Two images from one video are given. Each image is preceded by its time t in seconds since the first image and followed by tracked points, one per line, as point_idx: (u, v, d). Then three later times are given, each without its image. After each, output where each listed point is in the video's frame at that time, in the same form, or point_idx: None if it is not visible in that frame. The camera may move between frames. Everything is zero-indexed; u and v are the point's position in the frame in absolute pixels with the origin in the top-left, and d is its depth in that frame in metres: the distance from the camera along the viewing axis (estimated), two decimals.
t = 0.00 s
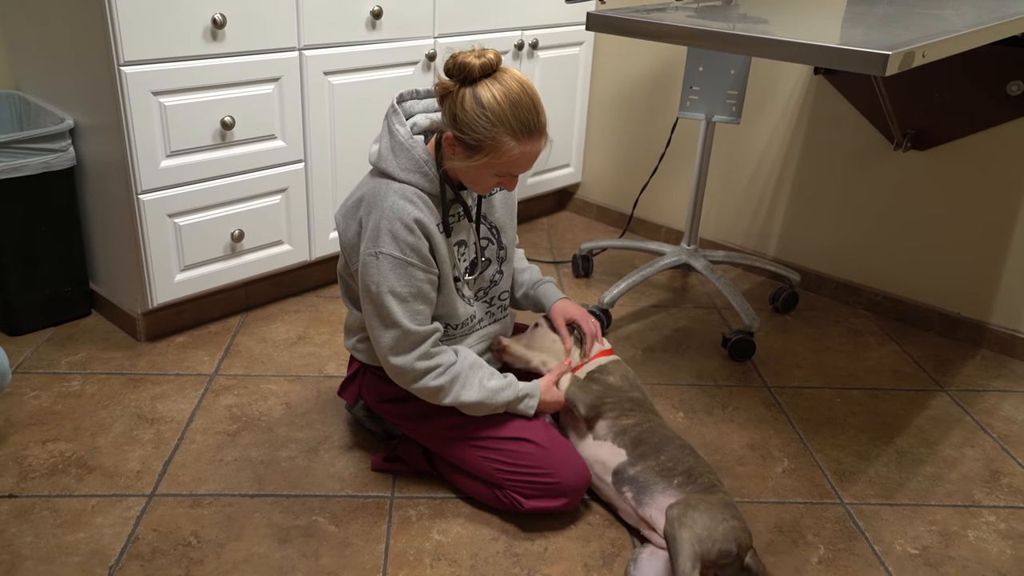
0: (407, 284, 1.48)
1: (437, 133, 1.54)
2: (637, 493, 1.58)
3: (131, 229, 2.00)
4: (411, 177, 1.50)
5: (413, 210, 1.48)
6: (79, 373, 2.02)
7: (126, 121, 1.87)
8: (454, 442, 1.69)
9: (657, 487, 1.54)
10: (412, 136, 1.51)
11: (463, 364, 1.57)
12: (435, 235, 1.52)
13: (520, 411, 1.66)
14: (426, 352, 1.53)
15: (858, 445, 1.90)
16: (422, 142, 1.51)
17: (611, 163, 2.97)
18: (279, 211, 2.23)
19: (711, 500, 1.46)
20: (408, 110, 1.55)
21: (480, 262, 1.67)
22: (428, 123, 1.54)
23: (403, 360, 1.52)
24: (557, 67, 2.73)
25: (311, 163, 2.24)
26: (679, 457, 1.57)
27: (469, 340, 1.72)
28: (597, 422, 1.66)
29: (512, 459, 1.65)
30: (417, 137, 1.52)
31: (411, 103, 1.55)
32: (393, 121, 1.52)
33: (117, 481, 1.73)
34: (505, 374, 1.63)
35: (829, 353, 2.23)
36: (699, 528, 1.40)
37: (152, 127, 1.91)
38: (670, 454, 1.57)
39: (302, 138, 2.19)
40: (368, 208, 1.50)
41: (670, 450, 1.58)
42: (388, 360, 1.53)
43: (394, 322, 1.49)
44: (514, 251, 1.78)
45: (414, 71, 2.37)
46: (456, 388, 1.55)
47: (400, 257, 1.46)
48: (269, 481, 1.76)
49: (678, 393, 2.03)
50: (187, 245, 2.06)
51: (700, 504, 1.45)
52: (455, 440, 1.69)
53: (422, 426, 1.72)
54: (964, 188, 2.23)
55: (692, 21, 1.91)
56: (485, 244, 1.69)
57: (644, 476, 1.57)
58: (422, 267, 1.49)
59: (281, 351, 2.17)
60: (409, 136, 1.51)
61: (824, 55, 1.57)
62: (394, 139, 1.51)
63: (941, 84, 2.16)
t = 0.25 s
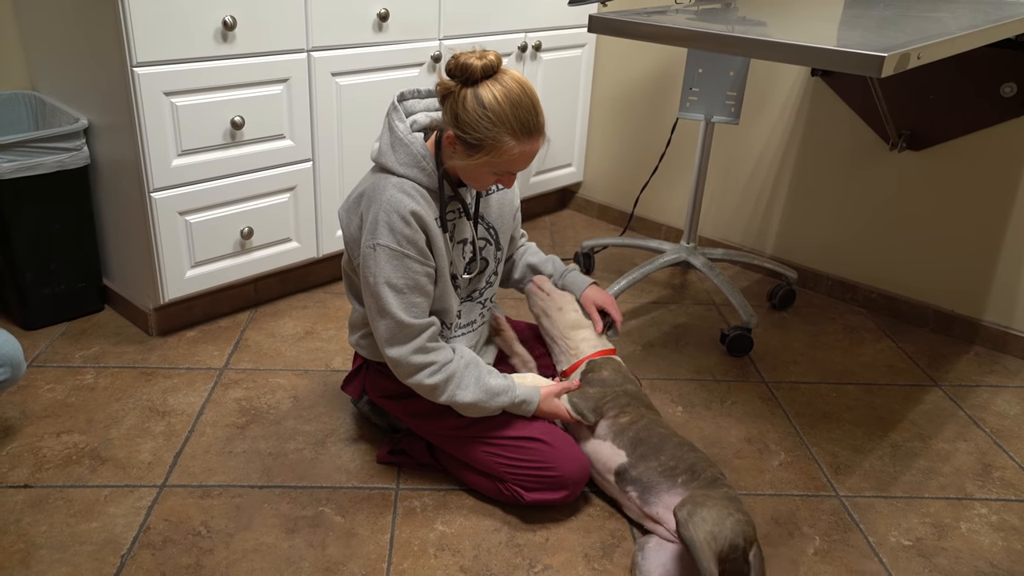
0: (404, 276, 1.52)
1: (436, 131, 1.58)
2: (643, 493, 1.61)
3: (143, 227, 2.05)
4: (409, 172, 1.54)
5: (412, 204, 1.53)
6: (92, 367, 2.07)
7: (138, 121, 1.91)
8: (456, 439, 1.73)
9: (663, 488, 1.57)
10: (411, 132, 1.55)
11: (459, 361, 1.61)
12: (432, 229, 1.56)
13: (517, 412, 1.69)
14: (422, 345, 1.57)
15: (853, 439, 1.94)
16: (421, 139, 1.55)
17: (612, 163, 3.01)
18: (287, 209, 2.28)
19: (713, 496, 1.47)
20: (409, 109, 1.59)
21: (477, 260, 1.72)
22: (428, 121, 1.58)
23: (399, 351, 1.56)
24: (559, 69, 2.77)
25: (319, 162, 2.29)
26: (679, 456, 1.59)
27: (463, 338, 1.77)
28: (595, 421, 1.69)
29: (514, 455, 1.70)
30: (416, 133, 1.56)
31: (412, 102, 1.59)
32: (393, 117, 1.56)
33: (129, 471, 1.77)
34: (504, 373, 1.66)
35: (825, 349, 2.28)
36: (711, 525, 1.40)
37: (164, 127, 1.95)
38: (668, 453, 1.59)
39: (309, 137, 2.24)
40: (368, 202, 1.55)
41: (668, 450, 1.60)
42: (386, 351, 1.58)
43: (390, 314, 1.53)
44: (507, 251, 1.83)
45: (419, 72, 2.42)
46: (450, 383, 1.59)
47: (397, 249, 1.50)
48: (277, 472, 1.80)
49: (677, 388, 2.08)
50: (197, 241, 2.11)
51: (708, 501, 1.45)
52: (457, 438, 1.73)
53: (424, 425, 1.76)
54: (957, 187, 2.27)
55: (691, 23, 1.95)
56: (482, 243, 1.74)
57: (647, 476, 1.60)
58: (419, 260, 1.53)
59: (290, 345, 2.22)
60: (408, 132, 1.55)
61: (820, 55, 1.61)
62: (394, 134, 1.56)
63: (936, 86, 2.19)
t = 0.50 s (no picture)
0: (406, 270, 1.55)
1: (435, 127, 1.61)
2: (629, 485, 1.63)
3: (150, 224, 2.07)
4: (409, 167, 1.56)
5: (412, 200, 1.55)
6: (100, 362, 2.10)
7: (145, 119, 1.94)
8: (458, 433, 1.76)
9: (649, 480, 1.59)
10: (410, 128, 1.58)
11: (462, 356, 1.63)
12: (433, 223, 1.58)
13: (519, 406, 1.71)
14: (425, 340, 1.60)
15: (851, 435, 1.97)
16: (420, 135, 1.57)
17: (613, 161, 3.04)
18: (292, 206, 2.30)
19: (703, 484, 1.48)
20: (407, 106, 1.61)
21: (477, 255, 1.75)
22: (426, 117, 1.62)
23: (403, 345, 1.59)
24: (561, 68, 2.80)
25: (323, 160, 2.32)
26: (663, 447, 1.61)
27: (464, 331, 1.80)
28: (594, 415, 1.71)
29: (515, 449, 1.72)
30: (415, 129, 1.58)
31: (410, 99, 1.61)
32: (391, 114, 1.58)
33: (135, 465, 1.80)
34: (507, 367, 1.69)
35: (823, 345, 2.30)
36: (710, 515, 1.41)
37: (170, 124, 1.98)
38: (653, 445, 1.61)
39: (314, 136, 2.27)
40: (369, 198, 1.57)
41: (652, 441, 1.62)
42: (390, 346, 1.60)
43: (393, 309, 1.56)
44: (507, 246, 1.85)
45: (422, 71, 2.44)
46: (453, 377, 1.62)
47: (399, 244, 1.53)
48: (281, 466, 1.83)
49: (676, 383, 2.10)
50: (203, 238, 2.14)
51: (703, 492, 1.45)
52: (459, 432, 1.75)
53: (427, 419, 1.78)
54: (954, 185, 2.29)
55: (692, 22, 1.97)
56: (481, 238, 1.76)
57: (633, 468, 1.62)
58: (421, 254, 1.56)
59: (294, 341, 2.25)
60: (407, 128, 1.57)
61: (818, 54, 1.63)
62: (393, 131, 1.58)
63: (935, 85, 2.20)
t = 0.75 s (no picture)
0: (410, 267, 1.59)
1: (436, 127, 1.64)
2: (630, 477, 1.67)
3: (160, 222, 2.12)
4: (412, 166, 1.61)
5: (416, 198, 1.59)
6: (111, 356, 2.15)
7: (154, 119, 1.98)
8: (462, 425, 1.80)
9: (650, 473, 1.64)
10: (412, 127, 1.62)
11: (466, 352, 1.68)
12: (436, 221, 1.62)
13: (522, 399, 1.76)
14: (431, 336, 1.64)
15: (845, 428, 2.01)
16: (422, 134, 1.61)
17: (613, 159, 3.08)
18: (298, 204, 2.35)
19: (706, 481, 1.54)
20: (409, 106, 1.65)
21: (479, 251, 1.79)
22: (428, 117, 1.65)
23: (409, 341, 1.63)
24: (562, 68, 2.84)
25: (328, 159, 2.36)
26: (666, 443, 1.65)
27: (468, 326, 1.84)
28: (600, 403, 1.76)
29: (517, 441, 1.76)
30: (417, 129, 1.63)
31: (412, 99, 1.65)
32: (394, 114, 1.63)
33: (146, 456, 1.85)
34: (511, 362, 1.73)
35: (818, 341, 2.34)
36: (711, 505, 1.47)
37: (179, 123, 2.02)
38: (656, 442, 1.66)
39: (319, 135, 2.31)
40: (373, 197, 1.62)
41: (655, 437, 1.66)
42: (396, 342, 1.65)
43: (399, 306, 1.60)
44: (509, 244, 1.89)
45: (426, 71, 2.49)
46: (458, 372, 1.66)
47: (404, 241, 1.57)
48: (288, 457, 1.88)
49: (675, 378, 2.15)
50: (211, 235, 2.18)
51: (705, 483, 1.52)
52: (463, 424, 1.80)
53: (432, 412, 1.83)
54: (947, 184, 2.33)
55: (690, 23, 2.01)
56: (484, 234, 1.80)
57: (635, 461, 1.67)
58: (425, 251, 1.60)
59: (300, 336, 2.30)
60: (409, 128, 1.61)
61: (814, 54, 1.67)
62: (395, 130, 1.62)
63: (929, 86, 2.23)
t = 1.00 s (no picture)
0: (418, 264, 1.63)
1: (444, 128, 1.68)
2: (629, 471, 1.71)
3: (166, 221, 2.15)
4: (420, 166, 1.65)
5: (424, 197, 1.63)
6: (118, 353, 2.18)
7: (161, 120, 2.02)
8: (464, 421, 1.84)
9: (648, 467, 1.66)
10: (421, 128, 1.66)
11: (471, 348, 1.71)
12: (443, 220, 1.66)
13: (525, 395, 1.79)
14: (437, 332, 1.68)
15: (840, 423, 2.05)
16: (431, 135, 1.65)
17: (612, 160, 3.12)
18: (302, 203, 2.39)
19: (693, 476, 1.52)
20: (418, 107, 1.70)
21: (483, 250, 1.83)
22: (436, 118, 1.69)
23: (415, 337, 1.67)
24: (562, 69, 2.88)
25: (332, 159, 2.40)
26: (666, 439, 1.66)
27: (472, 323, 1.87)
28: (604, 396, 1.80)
29: (517, 437, 1.79)
30: (425, 129, 1.67)
31: (421, 100, 1.70)
32: (403, 114, 1.67)
33: (153, 451, 1.88)
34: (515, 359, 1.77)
35: (813, 338, 2.38)
36: (674, 491, 1.45)
37: (185, 124, 2.05)
38: (657, 437, 1.68)
39: (323, 136, 2.35)
40: (381, 195, 1.66)
41: (655, 432, 1.68)
42: (403, 338, 1.68)
43: (406, 303, 1.64)
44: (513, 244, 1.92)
45: (428, 73, 2.53)
46: (464, 368, 1.70)
47: (411, 239, 1.61)
48: (293, 452, 1.91)
49: (673, 374, 2.19)
50: (217, 234, 2.22)
51: (683, 475, 1.51)
52: (465, 419, 1.83)
53: (435, 407, 1.87)
54: (941, 184, 2.37)
55: (688, 26, 2.05)
56: (488, 234, 1.84)
57: (634, 456, 1.69)
58: (432, 249, 1.64)
59: (304, 333, 2.34)
60: (418, 128, 1.65)
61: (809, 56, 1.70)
62: (404, 131, 1.66)
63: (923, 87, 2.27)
